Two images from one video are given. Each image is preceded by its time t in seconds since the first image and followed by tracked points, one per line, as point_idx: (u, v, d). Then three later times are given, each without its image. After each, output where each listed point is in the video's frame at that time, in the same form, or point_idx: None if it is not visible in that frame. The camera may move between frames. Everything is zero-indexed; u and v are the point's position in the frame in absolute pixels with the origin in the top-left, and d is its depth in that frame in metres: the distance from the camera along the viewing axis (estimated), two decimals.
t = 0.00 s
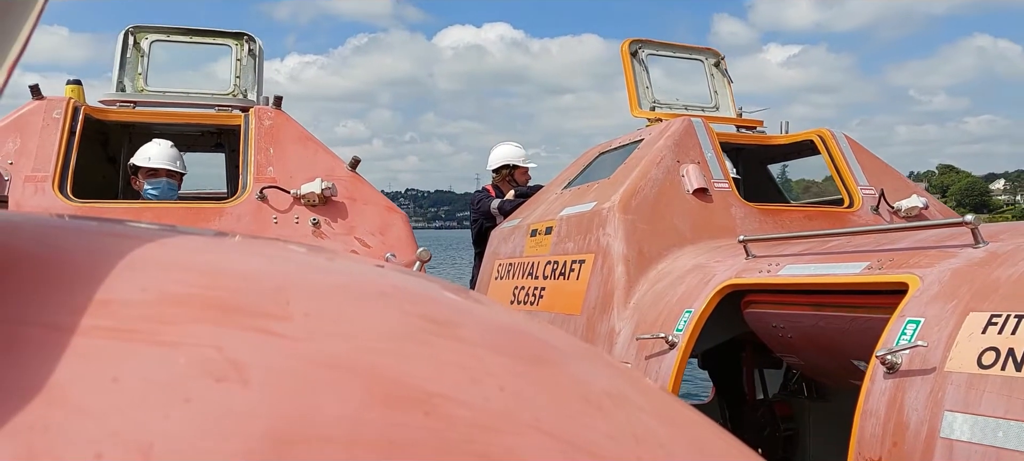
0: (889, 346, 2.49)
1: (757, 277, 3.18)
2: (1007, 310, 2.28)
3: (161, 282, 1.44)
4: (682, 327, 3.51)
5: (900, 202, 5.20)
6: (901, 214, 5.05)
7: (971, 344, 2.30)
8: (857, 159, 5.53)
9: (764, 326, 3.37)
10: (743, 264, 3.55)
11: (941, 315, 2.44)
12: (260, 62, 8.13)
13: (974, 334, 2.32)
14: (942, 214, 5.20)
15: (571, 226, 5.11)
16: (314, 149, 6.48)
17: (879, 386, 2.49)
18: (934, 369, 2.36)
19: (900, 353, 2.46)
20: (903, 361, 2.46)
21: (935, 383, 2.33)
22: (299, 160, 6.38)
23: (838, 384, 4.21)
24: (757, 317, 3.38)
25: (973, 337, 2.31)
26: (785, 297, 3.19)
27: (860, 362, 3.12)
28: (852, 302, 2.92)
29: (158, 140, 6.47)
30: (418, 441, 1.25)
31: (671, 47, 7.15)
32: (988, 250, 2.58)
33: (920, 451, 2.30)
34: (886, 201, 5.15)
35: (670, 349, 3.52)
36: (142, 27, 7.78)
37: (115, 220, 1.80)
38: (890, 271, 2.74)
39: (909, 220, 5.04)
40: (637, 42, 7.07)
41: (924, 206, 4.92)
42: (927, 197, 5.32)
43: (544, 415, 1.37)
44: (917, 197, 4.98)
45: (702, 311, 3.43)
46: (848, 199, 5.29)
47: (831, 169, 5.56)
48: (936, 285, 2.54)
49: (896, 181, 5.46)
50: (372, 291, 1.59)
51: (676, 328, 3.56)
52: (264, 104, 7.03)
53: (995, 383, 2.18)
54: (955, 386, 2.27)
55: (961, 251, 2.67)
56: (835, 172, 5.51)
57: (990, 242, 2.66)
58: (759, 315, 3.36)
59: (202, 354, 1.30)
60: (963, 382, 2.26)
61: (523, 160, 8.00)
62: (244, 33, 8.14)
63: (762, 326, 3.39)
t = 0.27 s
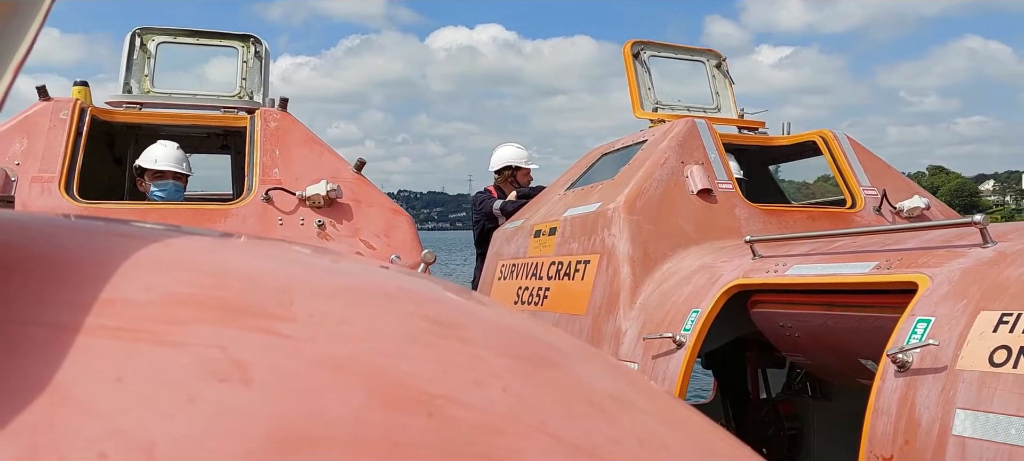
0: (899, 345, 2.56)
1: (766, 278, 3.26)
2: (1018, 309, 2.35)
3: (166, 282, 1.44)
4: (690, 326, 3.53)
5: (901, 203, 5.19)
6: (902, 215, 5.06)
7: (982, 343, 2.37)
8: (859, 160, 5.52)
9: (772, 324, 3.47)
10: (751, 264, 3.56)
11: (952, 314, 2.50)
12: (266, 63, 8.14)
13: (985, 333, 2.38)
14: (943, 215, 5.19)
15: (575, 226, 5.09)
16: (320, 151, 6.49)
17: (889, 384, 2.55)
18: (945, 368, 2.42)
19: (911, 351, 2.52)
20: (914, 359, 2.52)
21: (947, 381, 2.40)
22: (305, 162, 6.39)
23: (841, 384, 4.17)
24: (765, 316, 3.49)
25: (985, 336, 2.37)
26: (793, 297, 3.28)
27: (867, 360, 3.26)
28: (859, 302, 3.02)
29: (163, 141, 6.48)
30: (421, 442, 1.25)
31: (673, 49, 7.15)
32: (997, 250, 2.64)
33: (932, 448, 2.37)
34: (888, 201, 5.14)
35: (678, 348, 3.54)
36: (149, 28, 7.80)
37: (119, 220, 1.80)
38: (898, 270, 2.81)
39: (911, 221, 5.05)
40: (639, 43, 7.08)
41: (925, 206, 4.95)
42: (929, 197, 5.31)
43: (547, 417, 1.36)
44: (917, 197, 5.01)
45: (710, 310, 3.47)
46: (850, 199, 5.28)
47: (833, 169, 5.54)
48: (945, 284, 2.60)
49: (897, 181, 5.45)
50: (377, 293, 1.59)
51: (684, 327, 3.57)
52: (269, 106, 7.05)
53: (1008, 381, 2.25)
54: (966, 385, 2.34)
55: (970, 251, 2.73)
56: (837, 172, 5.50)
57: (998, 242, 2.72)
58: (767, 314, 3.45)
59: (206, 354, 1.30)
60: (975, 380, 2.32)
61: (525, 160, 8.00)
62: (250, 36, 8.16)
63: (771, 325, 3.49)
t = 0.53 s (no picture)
0: (910, 342, 2.61)
1: (773, 277, 3.28)
2: None
3: (170, 282, 1.44)
4: (697, 325, 3.54)
5: (904, 202, 5.19)
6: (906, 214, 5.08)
7: (994, 340, 2.43)
8: (862, 159, 5.50)
9: (779, 323, 3.52)
10: (758, 263, 3.58)
11: (962, 311, 2.56)
12: (271, 64, 8.15)
13: (996, 330, 2.44)
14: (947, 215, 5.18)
15: (580, 226, 5.08)
16: (325, 152, 6.50)
17: (900, 381, 2.61)
18: (956, 365, 2.48)
19: (922, 349, 2.57)
20: (925, 356, 2.57)
21: (958, 378, 2.46)
22: (310, 162, 6.40)
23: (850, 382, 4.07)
24: (772, 316, 3.53)
25: (996, 334, 2.43)
26: (802, 296, 3.33)
27: (875, 357, 3.31)
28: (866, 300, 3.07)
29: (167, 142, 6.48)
30: (425, 442, 1.24)
31: (676, 49, 7.15)
32: (1005, 248, 2.69)
33: (944, 443, 2.43)
34: (891, 201, 5.14)
35: (686, 347, 3.55)
36: (154, 29, 7.82)
37: (122, 220, 1.80)
38: (907, 268, 2.86)
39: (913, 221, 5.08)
40: (642, 43, 7.07)
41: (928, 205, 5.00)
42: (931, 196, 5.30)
43: (551, 418, 1.36)
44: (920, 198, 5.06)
45: (717, 309, 3.48)
46: (853, 199, 5.27)
47: (836, 169, 5.53)
48: (955, 283, 2.65)
49: (900, 180, 5.44)
50: (381, 293, 1.58)
51: (691, 326, 3.59)
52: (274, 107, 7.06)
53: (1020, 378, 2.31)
54: (978, 381, 2.40)
55: (978, 249, 2.77)
56: (840, 172, 5.49)
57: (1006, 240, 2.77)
58: (774, 313, 3.51)
59: (209, 353, 1.29)
60: (987, 377, 2.39)
61: (528, 160, 8.00)
62: (256, 37, 8.18)
63: (778, 325, 3.54)
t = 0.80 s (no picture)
0: (910, 337, 2.64)
1: (770, 275, 3.34)
2: None
3: (165, 280, 1.44)
4: (696, 323, 3.57)
5: (896, 203, 5.21)
6: (896, 215, 5.13)
7: (992, 334, 2.46)
8: (853, 161, 5.52)
9: (777, 320, 3.55)
10: (755, 261, 3.61)
11: (960, 306, 2.59)
12: (265, 65, 8.14)
13: (994, 324, 2.47)
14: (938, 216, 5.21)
15: (577, 225, 5.08)
16: (318, 153, 6.49)
17: (900, 375, 2.65)
18: (954, 358, 2.51)
19: (921, 343, 2.61)
20: (925, 351, 2.60)
21: (956, 371, 2.49)
22: (303, 163, 6.39)
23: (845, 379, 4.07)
24: (770, 313, 3.56)
25: (994, 328, 2.47)
26: (800, 293, 3.35)
27: (872, 355, 3.33)
28: (864, 297, 3.09)
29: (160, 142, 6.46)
30: (420, 442, 1.25)
31: (669, 52, 7.17)
32: (1001, 245, 2.74)
33: (943, 436, 2.47)
34: (881, 202, 5.17)
35: (685, 344, 3.58)
36: (147, 30, 7.81)
37: (116, 220, 1.80)
38: (904, 266, 2.90)
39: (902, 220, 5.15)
40: (635, 46, 7.08)
41: (918, 206, 5.07)
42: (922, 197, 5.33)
43: (545, 418, 1.36)
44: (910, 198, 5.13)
45: (715, 307, 3.52)
46: (845, 200, 5.30)
47: (828, 170, 5.55)
48: (953, 279, 2.69)
49: (891, 182, 5.47)
50: (376, 293, 1.58)
51: (690, 324, 3.62)
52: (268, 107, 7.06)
53: (1017, 372, 2.35)
54: (977, 374, 2.43)
55: (974, 247, 2.82)
56: (832, 173, 5.51)
57: (1002, 238, 2.82)
58: (772, 310, 3.53)
59: (204, 353, 1.29)
60: (985, 370, 2.42)
61: (522, 161, 8.01)
62: (249, 37, 8.17)
63: (776, 321, 3.56)
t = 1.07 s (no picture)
0: (911, 332, 2.66)
1: (769, 273, 3.37)
2: None
3: (162, 280, 1.43)
4: (697, 320, 3.59)
5: (889, 204, 5.23)
6: (888, 215, 5.13)
7: (993, 330, 2.49)
8: (846, 163, 5.54)
9: (777, 318, 3.56)
10: (755, 260, 3.63)
11: (961, 303, 2.62)
12: (259, 66, 8.13)
13: (995, 320, 2.50)
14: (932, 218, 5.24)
15: (576, 225, 5.08)
16: (312, 154, 6.48)
17: (902, 370, 2.66)
18: (956, 353, 2.54)
19: (923, 339, 2.63)
20: (926, 346, 2.62)
21: (958, 366, 2.51)
22: (298, 164, 6.38)
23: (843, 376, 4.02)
24: (770, 311, 3.56)
25: (994, 323, 2.49)
26: (800, 291, 3.37)
27: (870, 351, 3.32)
28: (863, 295, 3.09)
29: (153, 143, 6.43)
30: (417, 441, 1.25)
31: (665, 54, 7.18)
32: (999, 244, 2.77)
33: (946, 429, 2.49)
34: (874, 203, 5.19)
35: (685, 342, 3.59)
36: (141, 30, 7.78)
37: (110, 220, 1.79)
38: (903, 264, 2.92)
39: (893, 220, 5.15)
40: (631, 48, 7.08)
41: (910, 207, 5.05)
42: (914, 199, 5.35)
43: (542, 417, 1.36)
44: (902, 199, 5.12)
45: (716, 306, 3.54)
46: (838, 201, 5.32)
47: (821, 171, 5.56)
48: (953, 276, 2.71)
49: (884, 183, 5.50)
50: (372, 293, 1.58)
51: (691, 321, 3.63)
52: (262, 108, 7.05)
53: (1018, 366, 2.37)
54: (979, 369, 2.45)
55: (972, 245, 2.85)
56: (826, 175, 5.52)
57: (1000, 236, 2.85)
58: (771, 308, 3.54)
59: (201, 352, 1.29)
60: (987, 365, 2.44)
61: (518, 162, 8.00)
62: (243, 38, 8.15)
63: (776, 319, 3.57)
